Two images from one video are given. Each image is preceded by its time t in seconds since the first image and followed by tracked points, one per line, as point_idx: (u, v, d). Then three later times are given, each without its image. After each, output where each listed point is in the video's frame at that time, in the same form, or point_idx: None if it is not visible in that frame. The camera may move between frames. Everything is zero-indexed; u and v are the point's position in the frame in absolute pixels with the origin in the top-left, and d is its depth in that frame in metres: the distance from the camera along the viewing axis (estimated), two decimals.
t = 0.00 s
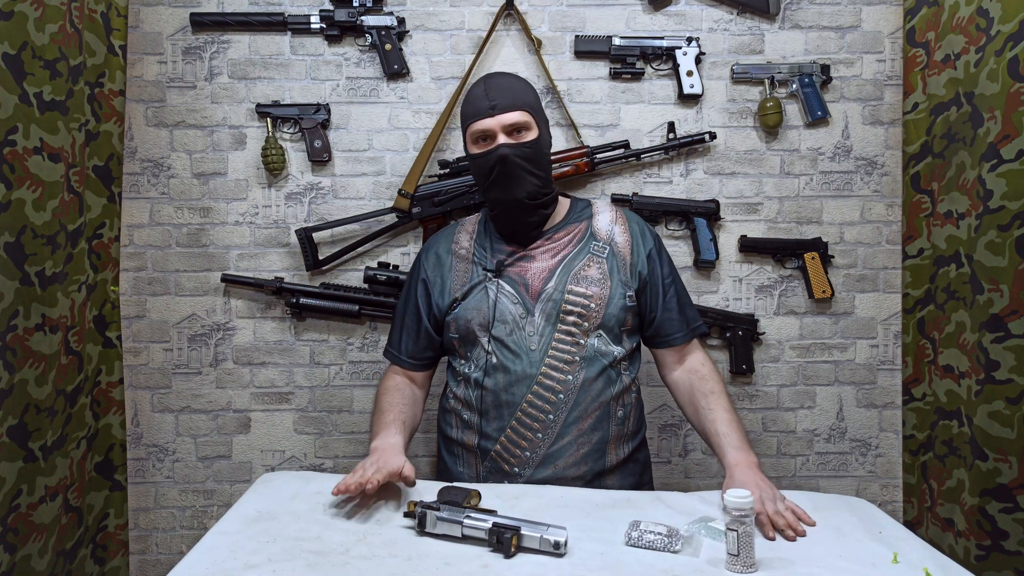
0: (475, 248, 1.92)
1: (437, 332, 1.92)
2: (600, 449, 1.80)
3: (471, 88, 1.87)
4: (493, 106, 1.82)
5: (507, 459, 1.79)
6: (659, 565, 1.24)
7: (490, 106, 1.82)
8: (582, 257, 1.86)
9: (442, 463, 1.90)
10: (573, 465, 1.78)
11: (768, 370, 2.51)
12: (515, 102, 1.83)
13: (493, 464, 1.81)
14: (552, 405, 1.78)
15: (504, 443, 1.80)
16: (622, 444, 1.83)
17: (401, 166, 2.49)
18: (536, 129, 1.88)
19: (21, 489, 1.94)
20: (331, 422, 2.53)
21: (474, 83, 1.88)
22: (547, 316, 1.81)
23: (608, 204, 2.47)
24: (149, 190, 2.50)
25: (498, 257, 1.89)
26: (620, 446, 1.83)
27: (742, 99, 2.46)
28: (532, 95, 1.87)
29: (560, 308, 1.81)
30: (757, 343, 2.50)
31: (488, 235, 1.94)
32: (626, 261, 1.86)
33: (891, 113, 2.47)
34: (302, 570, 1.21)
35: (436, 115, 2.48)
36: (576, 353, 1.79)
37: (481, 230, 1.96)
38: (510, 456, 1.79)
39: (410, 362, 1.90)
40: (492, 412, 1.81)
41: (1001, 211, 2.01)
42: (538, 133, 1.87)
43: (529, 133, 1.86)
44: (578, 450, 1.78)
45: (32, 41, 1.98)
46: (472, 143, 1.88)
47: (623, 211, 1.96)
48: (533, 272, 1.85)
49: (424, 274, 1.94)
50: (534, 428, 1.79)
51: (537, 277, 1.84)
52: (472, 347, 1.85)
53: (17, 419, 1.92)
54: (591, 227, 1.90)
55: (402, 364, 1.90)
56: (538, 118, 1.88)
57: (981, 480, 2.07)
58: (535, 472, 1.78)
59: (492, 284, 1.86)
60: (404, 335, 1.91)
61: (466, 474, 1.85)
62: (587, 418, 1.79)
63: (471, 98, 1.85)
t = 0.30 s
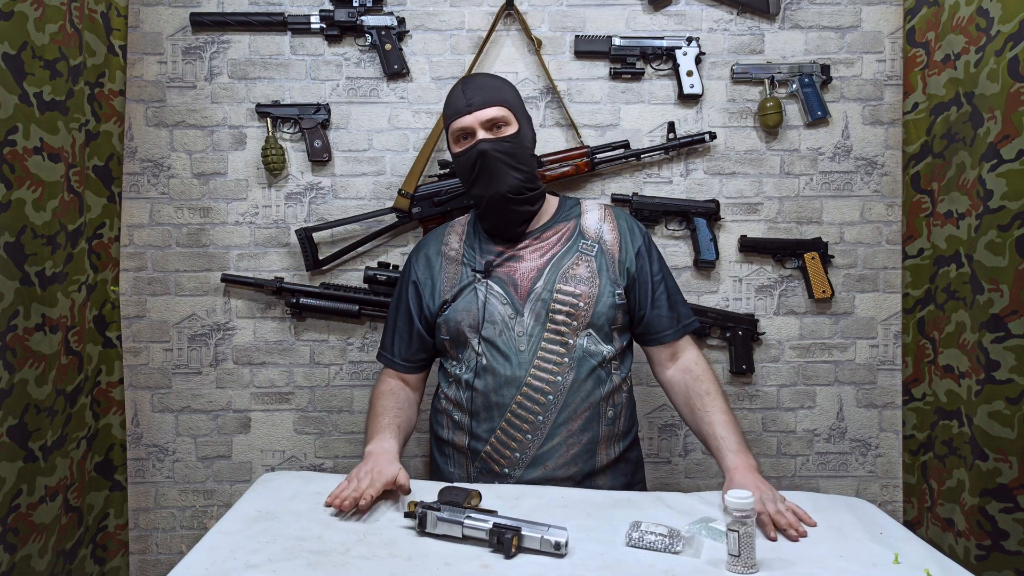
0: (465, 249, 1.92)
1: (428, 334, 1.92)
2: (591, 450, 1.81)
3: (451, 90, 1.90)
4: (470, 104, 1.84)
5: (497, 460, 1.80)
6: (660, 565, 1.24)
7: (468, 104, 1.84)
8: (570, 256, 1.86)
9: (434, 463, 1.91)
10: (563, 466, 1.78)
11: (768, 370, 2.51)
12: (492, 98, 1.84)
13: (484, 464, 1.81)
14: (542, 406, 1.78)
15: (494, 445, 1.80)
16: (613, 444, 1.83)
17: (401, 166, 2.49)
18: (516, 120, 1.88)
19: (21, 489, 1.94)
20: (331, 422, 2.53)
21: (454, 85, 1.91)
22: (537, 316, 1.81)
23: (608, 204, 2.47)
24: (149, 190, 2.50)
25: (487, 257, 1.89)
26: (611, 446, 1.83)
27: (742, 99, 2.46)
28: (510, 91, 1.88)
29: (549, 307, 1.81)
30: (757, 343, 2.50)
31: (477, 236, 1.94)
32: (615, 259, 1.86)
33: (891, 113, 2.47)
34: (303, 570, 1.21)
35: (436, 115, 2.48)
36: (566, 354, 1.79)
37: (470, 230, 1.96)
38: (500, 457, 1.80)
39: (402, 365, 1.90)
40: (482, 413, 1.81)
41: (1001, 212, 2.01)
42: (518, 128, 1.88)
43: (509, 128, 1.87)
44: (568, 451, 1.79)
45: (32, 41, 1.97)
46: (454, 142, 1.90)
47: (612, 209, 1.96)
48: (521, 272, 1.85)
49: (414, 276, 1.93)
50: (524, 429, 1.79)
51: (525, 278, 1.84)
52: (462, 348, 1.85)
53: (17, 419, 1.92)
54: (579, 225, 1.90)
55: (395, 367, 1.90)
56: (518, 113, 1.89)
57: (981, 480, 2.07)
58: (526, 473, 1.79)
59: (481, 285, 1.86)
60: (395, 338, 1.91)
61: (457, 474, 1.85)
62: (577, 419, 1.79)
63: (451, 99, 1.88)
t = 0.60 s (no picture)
0: (461, 248, 1.92)
1: (423, 333, 1.91)
2: (585, 450, 1.81)
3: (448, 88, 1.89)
4: (468, 104, 1.84)
5: (491, 459, 1.79)
6: (660, 565, 1.24)
7: (464, 104, 1.84)
8: (567, 256, 1.86)
9: (428, 463, 1.90)
10: (556, 466, 1.78)
11: (768, 370, 2.50)
12: (489, 97, 1.84)
13: (477, 464, 1.81)
14: (536, 406, 1.78)
15: (488, 444, 1.80)
16: (607, 444, 1.83)
17: (401, 166, 2.49)
18: (513, 120, 1.88)
19: (21, 489, 1.94)
20: (331, 422, 2.53)
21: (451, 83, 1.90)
22: (532, 315, 1.81)
23: (608, 204, 2.47)
24: (149, 190, 2.50)
25: (483, 256, 1.89)
26: (605, 447, 1.83)
27: (742, 99, 2.46)
28: (507, 90, 1.88)
29: (544, 307, 1.81)
30: (757, 343, 2.49)
31: (473, 235, 1.94)
32: (611, 260, 1.86)
33: (891, 113, 2.47)
34: (302, 570, 1.21)
35: (436, 115, 2.48)
36: (560, 353, 1.79)
37: (466, 229, 1.96)
38: (493, 457, 1.79)
39: (396, 363, 1.90)
40: (476, 413, 1.81)
41: (1001, 212, 2.01)
42: (515, 127, 1.87)
43: (506, 128, 1.87)
44: (562, 451, 1.79)
45: (32, 41, 1.97)
46: (451, 141, 1.90)
47: (609, 210, 1.95)
48: (517, 271, 1.85)
49: (410, 275, 1.93)
50: (518, 429, 1.79)
51: (521, 277, 1.84)
52: (457, 347, 1.85)
53: (17, 419, 1.92)
54: (576, 225, 1.90)
55: (390, 365, 1.90)
56: (515, 112, 1.88)
57: (981, 480, 2.07)
58: (519, 472, 1.78)
59: (477, 284, 1.86)
60: (391, 336, 1.91)
61: (450, 474, 1.84)
62: (571, 419, 1.79)
63: (448, 98, 1.87)
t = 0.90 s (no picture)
0: (462, 248, 1.92)
1: (423, 333, 1.91)
2: (586, 450, 1.81)
3: (457, 86, 1.89)
4: (479, 103, 1.84)
5: (492, 460, 1.79)
6: (660, 565, 1.24)
7: (475, 102, 1.84)
8: (568, 257, 1.86)
9: (428, 464, 1.90)
10: (558, 466, 1.78)
11: (768, 370, 2.50)
12: (500, 98, 1.85)
13: (479, 465, 1.80)
14: (538, 406, 1.78)
15: (489, 445, 1.80)
16: (609, 445, 1.83)
17: (401, 166, 2.49)
18: (522, 122, 1.89)
19: (21, 489, 1.94)
20: (331, 422, 2.53)
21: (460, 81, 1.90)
22: (533, 316, 1.81)
23: (608, 204, 2.47)
24: (149, 190, 2.50)
25: (484, 257, 1.89)
26: (607, 447, 1.83)
27: (742, 99, 2.46)
28: (516, 92, 1.89)
29: (546, 308, 1.81)
30: (756, 343, 2.49)
31: (474, 235, 1.94)
32: (613, 260, 1.86)
33: (891, 113, 2.47)
34: (302, 570, 1.21)
35: (436, 115, 2.48)
36: (561, 354, 1.79)
37: (467, 229, 1.96)
38: (494, 458, 1.79)
39: (395, 362, 1.90)
40: (477, 413, 1.81)
41: (1001, 211, 2.01)
42: (524, 130, 1.88)
43: (516, 130, 1.87)
44: (563, 451, 1.79)
45: (32, 41, 1.97)
46: (459, 140, 1.89)
47: (610, 211, 1.96)
48: (518, 271, 1.85)
49: (409, 275, 1.93)
50: (519, 429, 1.79)
51: (522, 277, 1.84)
52: (457, 348, 1.85)
53: (17, 419, 1.92)
54: (577, 226, 1.90)
55: (390, 365, 1.90)
56: (524, 115, 1.90)
57: (981, 480, 2.07)
58: (521, 473, 1.78)
59: (478, 285, 1.86)
60: (391, 336, 1.91)
61: (451, 474, 1.84)
62: (573, 419, 1.79)
63: (458, 95, 1.87)
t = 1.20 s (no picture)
0: (464, 249, 1.92)
1: (426, 334, 1.91)
2: (592, 450, 1.81)
3: (481, 82, 1.84)
4: (506, 105, 1.81)
5: (498, 461, 1.80)
6: (660, 566, 1.24)
7: (503, 105, 1.80)
8: (570, 256, 1.86)
9: (434, 466, 1.90)
10: (565, 466, 1.78)
11: (768, 370, 2.50)
12: (527, 103, 1.83)
13: (485, 466, 1.81)
14: (543, 407, 1.78)
15: (495, 446, 1.80)
16: (614, 444, 1.84)
17: (401, 166, 2.49)
18: (543, 131, 1.88)
19: (21, 489, 1.94)
20: (331, 422, 2.53)
21: (483, 76, 1.85)
22: (537, 316, 1.81)
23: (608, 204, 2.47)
24: (149, 190, 2.50)
25: (487, 258, 1.89)
26: (612, 447, 1.83)
27: (742, 99, 2.46)
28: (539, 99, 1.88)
29: (550, 307, 1.81)
30: (756, 343, 2.49)
31: (477, 236, 1.93)
32: (615, 259, 1.86)
33: (891, 113, 2.47)
34: (303, 570, 1.21)
35: (436, 115, 2.48)
36: (566, 354, 1.79)
37: (469, 230, 1.96)
38: (501, 458, 1.80)
39: (398, 364, 1.90)
40: (483, 414, 1.81)
41: (1001, 211, 2.01)
42: (544, 138, 1.88)
43: (537, 137, 1.86)
44: (570, 451, 1.79)
45: (32, 41, 1.98)
46: (478, 137, 1.85)
47: (610, 209, 1.96)
48: (521, 272, 1.85)
49: (412, 276, 1.92)
50: (525, 430, 1.79)
51: (525, 278, 1.84)
52: (461, 349, 1.85)
53: (17, 419, 1.92)
54: (578, 226, 1.91)
55: (393, 367, 1.90)
56: (544, 123, 1.89)
57: (981, 480, 2.07)
58: (527, 474, 1.79)
59: (481, 285, 1.86)
60: (395, 339, 1.90)
61: (457, 476, 1.84)
62: (578, 419, 1.79)
63: (483, 93, 1.82)
